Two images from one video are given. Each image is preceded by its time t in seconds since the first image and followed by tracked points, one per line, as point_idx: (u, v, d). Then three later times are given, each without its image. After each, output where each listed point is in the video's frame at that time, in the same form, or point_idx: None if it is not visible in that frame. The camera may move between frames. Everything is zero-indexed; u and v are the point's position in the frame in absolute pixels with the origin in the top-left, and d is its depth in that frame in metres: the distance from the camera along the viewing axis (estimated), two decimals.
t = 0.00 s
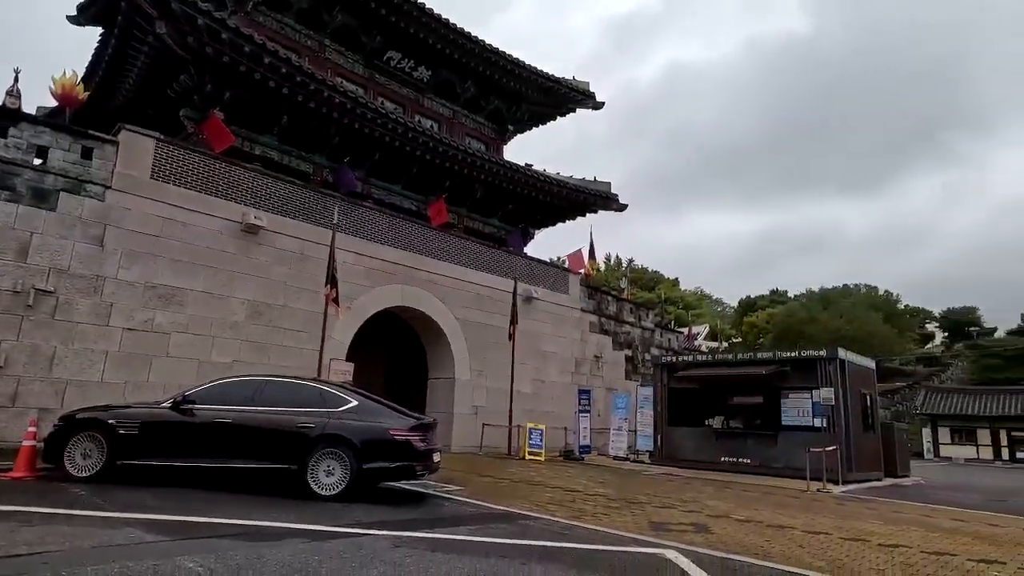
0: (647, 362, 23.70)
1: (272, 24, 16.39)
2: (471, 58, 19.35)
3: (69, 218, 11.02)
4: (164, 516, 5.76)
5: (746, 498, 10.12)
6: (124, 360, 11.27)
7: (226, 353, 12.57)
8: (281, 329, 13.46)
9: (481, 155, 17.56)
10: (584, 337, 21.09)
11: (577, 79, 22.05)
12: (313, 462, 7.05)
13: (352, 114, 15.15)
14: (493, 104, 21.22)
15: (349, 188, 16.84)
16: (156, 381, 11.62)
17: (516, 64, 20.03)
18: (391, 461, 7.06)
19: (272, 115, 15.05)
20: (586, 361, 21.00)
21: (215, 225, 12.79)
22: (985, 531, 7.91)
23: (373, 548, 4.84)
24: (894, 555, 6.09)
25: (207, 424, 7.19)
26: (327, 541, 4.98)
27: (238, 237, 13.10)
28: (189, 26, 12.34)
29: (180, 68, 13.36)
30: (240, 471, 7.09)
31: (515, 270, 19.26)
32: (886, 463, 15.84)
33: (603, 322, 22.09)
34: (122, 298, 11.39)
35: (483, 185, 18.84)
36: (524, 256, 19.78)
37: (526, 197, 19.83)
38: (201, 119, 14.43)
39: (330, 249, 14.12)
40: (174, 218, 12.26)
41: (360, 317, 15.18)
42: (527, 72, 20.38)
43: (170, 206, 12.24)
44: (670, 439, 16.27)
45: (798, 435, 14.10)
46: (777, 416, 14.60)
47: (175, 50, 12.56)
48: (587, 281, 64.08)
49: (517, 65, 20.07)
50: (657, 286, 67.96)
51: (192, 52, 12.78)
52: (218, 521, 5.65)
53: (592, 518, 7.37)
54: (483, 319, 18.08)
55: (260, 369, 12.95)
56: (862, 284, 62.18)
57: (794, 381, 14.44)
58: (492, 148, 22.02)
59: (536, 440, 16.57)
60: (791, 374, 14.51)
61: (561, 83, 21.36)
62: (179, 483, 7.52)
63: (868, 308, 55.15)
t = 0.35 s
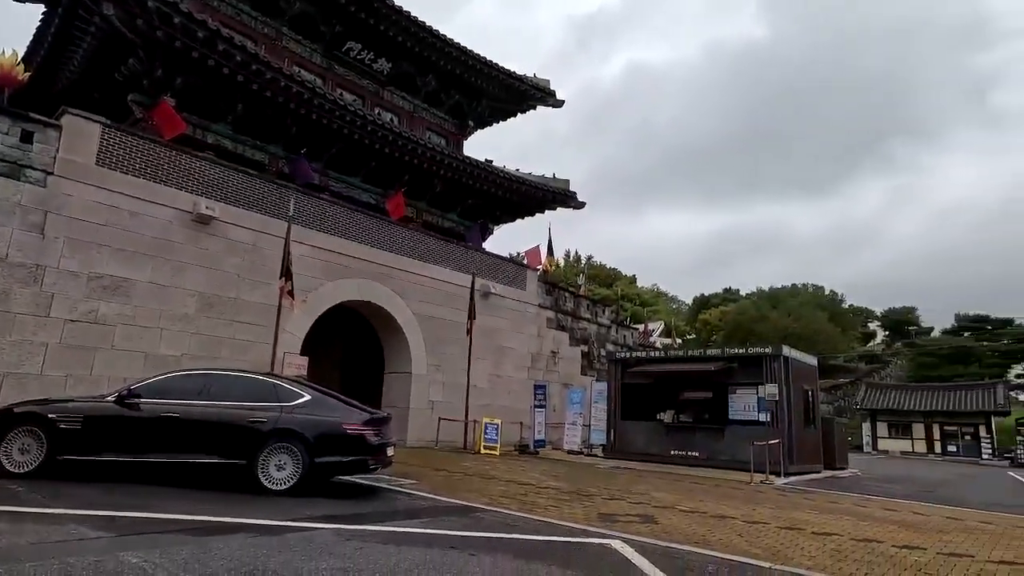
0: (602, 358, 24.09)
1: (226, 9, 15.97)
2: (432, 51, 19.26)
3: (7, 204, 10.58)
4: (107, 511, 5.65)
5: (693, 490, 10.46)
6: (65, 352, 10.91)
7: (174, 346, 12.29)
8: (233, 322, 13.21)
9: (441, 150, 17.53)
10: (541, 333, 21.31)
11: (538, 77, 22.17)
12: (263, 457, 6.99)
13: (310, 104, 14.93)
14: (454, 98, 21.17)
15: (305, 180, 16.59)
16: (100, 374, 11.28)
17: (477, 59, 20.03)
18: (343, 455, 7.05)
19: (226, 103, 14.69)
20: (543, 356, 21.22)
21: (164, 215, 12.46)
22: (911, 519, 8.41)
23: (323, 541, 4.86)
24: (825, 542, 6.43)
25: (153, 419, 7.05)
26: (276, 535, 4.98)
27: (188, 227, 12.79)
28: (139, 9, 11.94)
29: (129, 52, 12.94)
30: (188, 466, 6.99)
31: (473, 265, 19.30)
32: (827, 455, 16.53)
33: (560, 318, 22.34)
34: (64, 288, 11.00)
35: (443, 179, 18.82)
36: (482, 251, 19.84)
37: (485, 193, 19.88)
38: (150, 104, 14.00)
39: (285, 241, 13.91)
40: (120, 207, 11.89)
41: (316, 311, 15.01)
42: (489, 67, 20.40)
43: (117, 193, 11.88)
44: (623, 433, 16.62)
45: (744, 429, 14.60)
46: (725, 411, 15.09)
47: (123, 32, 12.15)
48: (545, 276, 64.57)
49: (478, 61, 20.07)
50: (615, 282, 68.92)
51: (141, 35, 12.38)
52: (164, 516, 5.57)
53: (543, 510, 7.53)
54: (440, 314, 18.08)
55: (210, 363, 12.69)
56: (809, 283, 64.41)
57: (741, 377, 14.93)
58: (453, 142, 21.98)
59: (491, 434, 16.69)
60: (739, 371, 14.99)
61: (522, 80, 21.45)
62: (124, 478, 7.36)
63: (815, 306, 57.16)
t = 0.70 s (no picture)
0: (576, 357, 24.30)
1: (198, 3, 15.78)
2: (407, 49, 19.23)
3: None
4: (67, 510, 5.61)
5: (660, 486, 10.66)
6: (27, 350, 10.71)
7: (142, 343, 12.14)
8: (202, 319, 13.09)
9: (416, 148, 17.53)
10: (515, 331, 21.43)
11: (513, 77, 22.26)
12: (228, 455, 6.99)
13: (282, 101, 14.82)
14: (429, 97, 21.16)
15: (277, 176, 16.47)
16: (64, 372, 11.11)
17: (453, 58, 20.04)
18: (310, 453, 7.06)
19: (196, 98, 14.52)
20: (516, 355, 21.34)
21: (131, 211, 12.29)
22: (865, 514, 8.70)
23: (285, 538, 4.89)
24: (780, 536, 6.63)
25: (116, 417, 7.00)
26: (238, 532, 5.00)
27: (156, 223, 12.64)
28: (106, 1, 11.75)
29: (96, 44, 12.73)
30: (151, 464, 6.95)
31: (448, 264, 19.33)
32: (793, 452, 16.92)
33: (534, 317, 22.48)
34: (26, 284, 10.79)
35: (418, 178, 18.81)
36: (457, 250, 19.88)
37: (460, 191, 19.92)
38: (118, 98, 13.79)
39: (256, 238, 13.81)
40: (86, 202, 11.70)
41: (287, 308, 14.94)
42: (464, 66, 20.43)
43: (83, 188, 11.69)
44: (594, 431, 16.82)
45: (711, 427, 14.89)
46: (693, 409, 15.36)
47: (90, 25, 11.95)
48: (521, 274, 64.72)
49: (454, 59, 20.08)
50: (591, 281, 69.35)
51: (109, 28, 12.19)
52: (126, 515, 5.55)
53: (509, 507, 7.63)
54: (414, 312, 18.09)
55: (178, 361, 12.56)
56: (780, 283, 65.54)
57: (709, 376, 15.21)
58: (428, 141, 21.97)
59: (464, 432, 16.76)
60: (707, 370, 15.28)
61: (498, 80, 21.51)
62: (86, 477, 7.28)
63: (785, 306, 58.18)
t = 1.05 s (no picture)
0: (558, 358, 24.43)
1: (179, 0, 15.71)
2: (392, 50, 19.24)
3: None
4: (34, 509, 5.60)
5: (636, 486, 10.79)
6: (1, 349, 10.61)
7: (119, 342, 12.08)
8: (181, 318, 13.05)
9: (399, 149, 17.55)
10: (498, 332, 21.50)
11: (498, 78, 22.33)
12: (200, 454, 7.00)
13: (264, 100, 14.79)
14: (413, 98, 21.19)
15: (258, 175, 16.42)
16: (39, 371, 11.02)
17: (437, 59, 20.08)
18: (283, 452, 7.09)
19: (176, 96, 14.46)
20: (499, 356, 21.42)
21: (109, 210, 12.23)
22: (834, 513, 8.87)
23: (254, 536, 4.93)
24: (747, 534, 6.76)
25: (88, 416, 6.98)
26: (209, 530, 5.03)
27: (135, 222, 12.58)
28: None
29: (74, 41, 12.65)
30: (123, 463, 6.94)
31: (430, 264, 19.35)
32: (770, 452, 17.16)
33: (517, 318, 22.59)
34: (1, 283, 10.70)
35: (401, 178, 18.83)
36: (440, 251, 19.92)
37: (444, 192, 19.95)
38: (96, 96, 13.71)
39: (236, 237, 13.78)
40: (62, 199, 11.62)
41: (267, 307, 14.91)
42: (449, 68, 20.47)
43: (60, 186, 11.62)
44: (575, 431, 16.94)
45: (690, 427, 15.06)
46: (673, 409, 15.53)
47: (68, 21, 11.87)
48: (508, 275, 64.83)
49: (438, 60, 20.12)
50: (577, 282, 69.65)
51: (87, 25, 12.12)
52: (94, 513, 5.55)
53: (483, 505, 7.71)
54: (396, 312, 18.10)
55: (155, 360, 12.51)
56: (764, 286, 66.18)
57: (688, 377, 15.38)
58: (412, 141, 21.99)
59: (445, 432, 16.80)
60: (686, 371, 15.46)
61: (483, 81, 21.56)
62: (56, 476, 7.26)
63: (769, 308, 58.75)
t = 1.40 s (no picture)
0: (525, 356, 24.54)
1: None
2: (359, 45, 19.02)
3: None
4: None
5: (597, 483, 10.88)
6: None
7: (70, 338, 11.73)
8: (136, 314, 12.73)
9: (365, 144, 17.37)
10: (465, 330, 21.46)
11: (467, 76, 22.24)
12: (151, 452, 6.83)
13: (225, 91, 14.49)
14: (381, 93, 20.99)
15: (219, 169, 16.09)
16: None
17: (406, 55, 19.92)
18: (237, 450, 6.97)
19: (133, 86, 14.08)
20: (465, 354, 21.37)
21: (60, 201, 11.85)
22: (787, 508, 9.09)
23: (202, 535, 4.84)
24: (702, 529, 6.88)
25: (32, 414, 6.76)
26: (156, 530, 4.92)
27: (87, 214, 12.21)
28: None
29: (25, 26, 12.23)
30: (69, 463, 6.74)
31: (396, 261, 19.20)
32: (730, 449, 17.49)
33: (485, 316, 22.60)
34: None
35: (367, 174, 18.64)
36: (406, 248, 19.78)
37: (410, 189, 19.81)
38: (48, 83, 13.27)
39: (195, 232, 13.48)
40: (10, 190, 11.21)
41: (227, 303, 14.65)
42: (417, 64, 20.32)
43: (7, 175, 11.20)
44: (539, 429, 17.01)
45: (652, 425, 15.27)
46: (636, 407, 15.71)
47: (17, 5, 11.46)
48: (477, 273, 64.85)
49: (406, 56, 19.96)
50: (547, 281, 69.99)
51: (38, 9, 11.72)
52: (35, 514, 5.37)
53: (443, 503, 7.69)
54: (361, 310, 17.91)
55: (109, 357, 12.18)
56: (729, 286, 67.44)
57: (652, 375, 15.58)
58: (379, 137, 21.79)
59: (409, 430, 16.69)
60: (650, 369, 15.65)
61: (452, 79, 21.45)
62: None
63: (733, 308, 59.89)
